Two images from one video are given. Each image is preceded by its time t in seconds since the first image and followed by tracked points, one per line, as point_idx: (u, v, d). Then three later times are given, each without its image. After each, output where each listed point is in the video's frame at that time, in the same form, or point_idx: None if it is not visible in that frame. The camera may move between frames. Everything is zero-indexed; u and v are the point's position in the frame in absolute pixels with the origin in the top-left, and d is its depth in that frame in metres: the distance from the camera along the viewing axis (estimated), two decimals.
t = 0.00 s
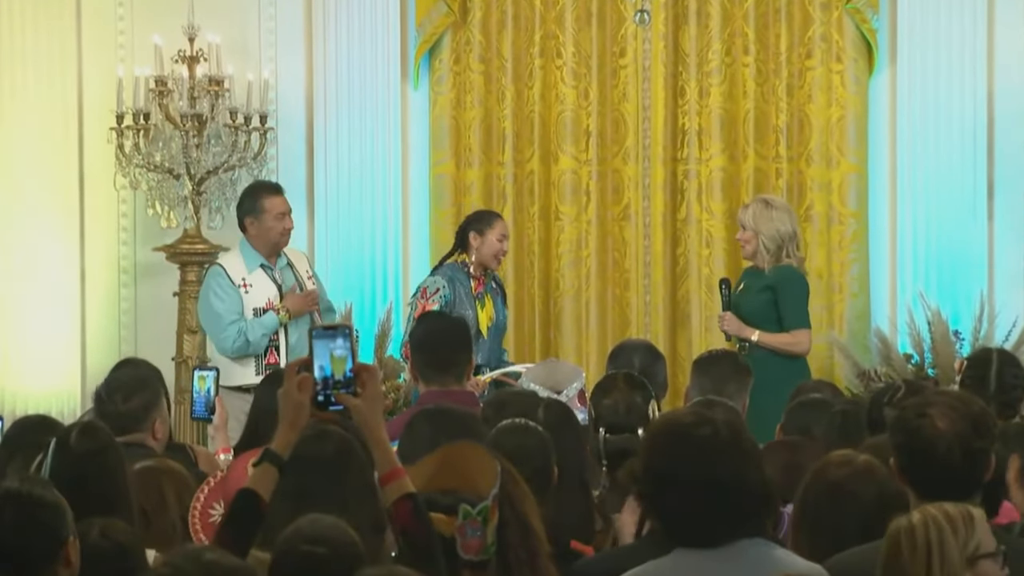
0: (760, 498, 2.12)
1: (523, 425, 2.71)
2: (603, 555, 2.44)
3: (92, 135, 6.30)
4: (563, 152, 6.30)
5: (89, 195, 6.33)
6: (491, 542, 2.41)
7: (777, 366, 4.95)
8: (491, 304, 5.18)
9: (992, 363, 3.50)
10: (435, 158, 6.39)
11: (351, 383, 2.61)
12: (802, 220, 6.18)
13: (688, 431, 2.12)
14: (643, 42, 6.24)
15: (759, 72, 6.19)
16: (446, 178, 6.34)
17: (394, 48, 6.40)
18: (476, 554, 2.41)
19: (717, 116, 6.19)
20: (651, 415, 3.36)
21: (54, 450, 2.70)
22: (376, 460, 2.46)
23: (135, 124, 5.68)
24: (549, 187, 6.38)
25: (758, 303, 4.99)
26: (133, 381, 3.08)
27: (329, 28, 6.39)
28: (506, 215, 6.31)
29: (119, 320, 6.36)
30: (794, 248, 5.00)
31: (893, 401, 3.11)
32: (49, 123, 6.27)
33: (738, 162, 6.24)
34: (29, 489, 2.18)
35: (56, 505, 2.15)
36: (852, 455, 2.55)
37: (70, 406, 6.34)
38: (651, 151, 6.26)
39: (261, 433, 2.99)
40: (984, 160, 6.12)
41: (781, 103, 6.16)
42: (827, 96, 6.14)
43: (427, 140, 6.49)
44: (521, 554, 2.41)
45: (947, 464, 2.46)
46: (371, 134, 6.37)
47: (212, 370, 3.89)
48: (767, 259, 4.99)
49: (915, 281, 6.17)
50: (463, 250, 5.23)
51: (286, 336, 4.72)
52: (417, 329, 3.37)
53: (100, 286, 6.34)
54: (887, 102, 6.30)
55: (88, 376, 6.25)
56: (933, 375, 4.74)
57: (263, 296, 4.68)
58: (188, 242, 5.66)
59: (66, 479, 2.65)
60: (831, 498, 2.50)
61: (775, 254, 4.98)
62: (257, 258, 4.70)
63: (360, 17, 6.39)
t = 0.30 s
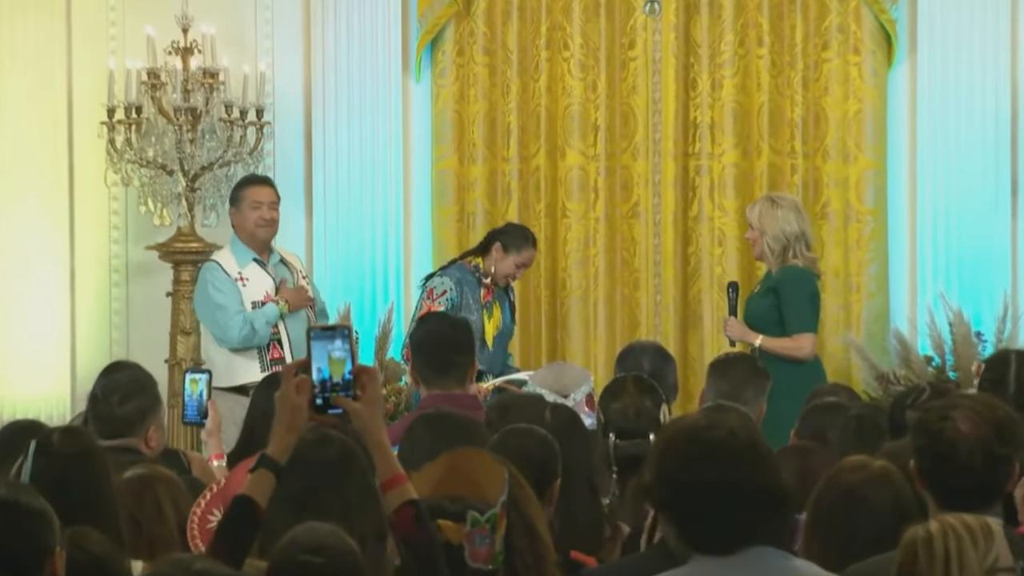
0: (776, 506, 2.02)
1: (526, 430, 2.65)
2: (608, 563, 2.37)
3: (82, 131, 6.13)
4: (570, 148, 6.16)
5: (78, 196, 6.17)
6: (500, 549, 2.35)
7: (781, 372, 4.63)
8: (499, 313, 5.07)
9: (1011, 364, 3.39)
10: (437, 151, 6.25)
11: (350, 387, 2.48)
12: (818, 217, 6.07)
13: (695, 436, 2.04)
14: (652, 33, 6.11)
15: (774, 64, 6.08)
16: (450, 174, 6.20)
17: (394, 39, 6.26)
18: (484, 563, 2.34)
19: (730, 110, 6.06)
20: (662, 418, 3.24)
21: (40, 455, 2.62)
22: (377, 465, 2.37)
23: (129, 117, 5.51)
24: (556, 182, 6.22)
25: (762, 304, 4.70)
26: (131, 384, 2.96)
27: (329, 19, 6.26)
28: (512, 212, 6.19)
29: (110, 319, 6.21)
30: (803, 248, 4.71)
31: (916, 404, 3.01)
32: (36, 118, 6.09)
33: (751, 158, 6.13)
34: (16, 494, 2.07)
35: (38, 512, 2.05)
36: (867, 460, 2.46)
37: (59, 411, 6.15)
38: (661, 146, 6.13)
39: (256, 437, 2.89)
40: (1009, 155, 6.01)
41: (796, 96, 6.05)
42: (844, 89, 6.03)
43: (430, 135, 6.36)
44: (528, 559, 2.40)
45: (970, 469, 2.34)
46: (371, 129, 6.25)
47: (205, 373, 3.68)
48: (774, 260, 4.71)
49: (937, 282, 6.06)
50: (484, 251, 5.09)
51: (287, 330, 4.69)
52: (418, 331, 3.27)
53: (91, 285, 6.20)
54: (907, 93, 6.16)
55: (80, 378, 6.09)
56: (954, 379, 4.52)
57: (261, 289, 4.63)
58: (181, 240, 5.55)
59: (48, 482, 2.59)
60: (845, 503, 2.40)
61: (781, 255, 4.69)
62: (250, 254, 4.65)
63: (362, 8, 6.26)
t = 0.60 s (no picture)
0: (788, 512, 2.02)
1: (521, 434, 2.58)
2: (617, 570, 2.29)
3: (72, 125, 6.03)
4: (575, 143, 6.06)
5: (68, 191, 6.06)
6: (503, 557, 2.27)
7: (794, 375, 4.52)
8: (503, 316, 4.97)
9: None
10: (438, 148, 6.14)
11: (350, 389, 2.39)
12: (832, 214, 5.96)
13: (703, 443, 2.03)
14: (660, 25, 5.99)
15: (785, 56, 5.97)
16: (450, 171, 6.10)
17: (394, 31, 6.16)
18: (487, 571, 2.27)
19: (740, 104, 5.97)
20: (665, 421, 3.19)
21: (28, 457, 2.53)
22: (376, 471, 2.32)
23: (119, 112, 5.45)
24: (560, 178, 6.13)
25: (770, 306, 4.60)
26: (122, 388, 2.88)
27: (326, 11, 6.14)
28: (515, 210, 6.08)
29: (100, 322, 6.10)
30: (809, 246, 4.61)
31: (930, 408, 2.93)
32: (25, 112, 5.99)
33: (763, 154, 6.03)
34: (7, 503, 1.98)
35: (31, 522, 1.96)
36: (882, 465, 2.37)
37: (47, 415, 6.06)
38: (670, 143, 6.03)
39: (251, 442, 2.81)
40: None
41: (809, 90, 5.93)
42: (858, 82, 5.90)
43: (429, 131, 6.25)
44: (532, 566, 2.32)
45: (983, 475, 2.27)
46: (370, 125, 6.14)
47: (196, 376, 3.56)
48: (782, 258, 4.60)
49: (954, 283, 5.92)
50: (490, 251, 4.98)
51: (271, 334, 4.53)
52: (417, 333, 3.19)
53: (81, 286, 6.10)
54: (923, 85, 6.03)
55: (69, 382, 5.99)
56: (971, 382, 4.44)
57: (244, 290, 4.51)
58: (174, 238, 5.49)
59: (35, 487, 2.51)
60: (859, 510, 2.29)
61: (789, 254, 4.59)
62: (238, 254, 4.54)
63: None
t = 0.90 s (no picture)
0: (799, 520, 1.95)
1: (517, 436, 2.50)
2: None
3: (59, 118, 5.91)
4: (580, 137, 5.95)
5: (54, 189, 5.94)
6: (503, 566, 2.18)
7: (805, 380, 4.42)
8: (503, 313, 4.89)
9: None
10: (437, 143, 6.03)
11: (345, 389, 2.33)
12: (845, 211, 5.86)
13: (714, 446, 1.96)
14: (668, 15, 5.90)
15: (797, 47, 5.86)
16: (451, 167, 5.99)
17: (391, 22, 6.07)
18: None
19: (750, 96, 5.86)
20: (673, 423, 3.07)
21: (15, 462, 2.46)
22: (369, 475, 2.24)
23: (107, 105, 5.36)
24: (564, 173, 6.03)
25: (775, 309, 4.50)
26: (110, 391, 2.80)
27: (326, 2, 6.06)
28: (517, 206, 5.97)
29: (88, 323, 5.99)
30: (813, 247, 4.52)
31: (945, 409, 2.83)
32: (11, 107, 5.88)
33: (773, 149, 5.92)
34: None
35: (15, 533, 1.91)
36: (904, 470, 2.27)
37: (33, 419, 5.94)
38: (677, 137, 5.91)
39: (243, 446, 2.73)
40: None
41: (822, 82, 5.83)
42: (872, 74, 5.79)
43: (429, 119, 6.13)
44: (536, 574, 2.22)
45: (995, 481, 2.18)
46: (367, 120, 6.06)
47: (186, 380, 3.46)
48: (785, 259, 4.51)
49: (970, 283, 5.84)
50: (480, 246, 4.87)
51: (261, 339, 4.43)
52: (414, 333, 3.11)
53: (69, 286, 5.98)
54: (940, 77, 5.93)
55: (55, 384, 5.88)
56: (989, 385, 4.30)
57: (234, 293, 4.42)
58: (165, 235, 5.40)
59: (23, 492, 2.43)
60: (877, 513, 2.21)
61: (793, 255, 4.50)
62: (229, 254, 4.44)
63: None
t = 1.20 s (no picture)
0: (810, 533, 1.86)
1: (514, 442, 2.42)
2: None
3: (45, 112, 5.76)
4: (582, 131, 5.86)
5: (39, 187, 5.79)
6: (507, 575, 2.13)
7: (819, 388, 4.31)
8: (499, 311, 4.82)
9: None
10: (436, 138, 5.93)
11: (339, 392, 2.29)
12: (857, 208, 5.78)
13: (725, 453, 1.88)
14: (674, 6, 5.82)
15: (807, 39, 5.78)
16: (449, 162, 5.90)
17: (388, 14, 5.96)
18: None
19: (759, 89, 5.78)
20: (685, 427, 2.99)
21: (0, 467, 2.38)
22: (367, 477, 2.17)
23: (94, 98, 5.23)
24: (567, 170, 5.95)
25: (779, 313, 4.40)
26: (94, 396, 2.74)
27: None
28: (517, 204, 5.88)
29: (74, 322, 5.83)
30: (811, 248, 4.41)
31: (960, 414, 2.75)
32: None
33: (783, 144, 5.85)
34: None
35: None
36: (925, 478, 2.21)
37: (18, 422, 5.76)
38: (684, 133, 5.84)
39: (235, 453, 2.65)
40: None
41: (833, 75, 5.76)
42: (884, 67, 5.73)
43: (426, 112, 6.04)
44: None
45: (1004, 487, 2.12)
46: (362, 113, 5.92)
47: (175, 383, 3.37)
48: (783, 264, 4.41)
49: (986, 282, 5.75)
50: (468, 243, 4.86)
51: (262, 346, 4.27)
52: (411, 333, 3.04)
53: (55, 286, 5.83)
54: (954, 69, 5.85)
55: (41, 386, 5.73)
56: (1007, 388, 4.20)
57: (234, 300, 4.23)
58: (155, 232, 5.31)
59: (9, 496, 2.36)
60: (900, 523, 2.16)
61: (791, 258, 4.40)
62: (229, 257, 4.27)
63: None
